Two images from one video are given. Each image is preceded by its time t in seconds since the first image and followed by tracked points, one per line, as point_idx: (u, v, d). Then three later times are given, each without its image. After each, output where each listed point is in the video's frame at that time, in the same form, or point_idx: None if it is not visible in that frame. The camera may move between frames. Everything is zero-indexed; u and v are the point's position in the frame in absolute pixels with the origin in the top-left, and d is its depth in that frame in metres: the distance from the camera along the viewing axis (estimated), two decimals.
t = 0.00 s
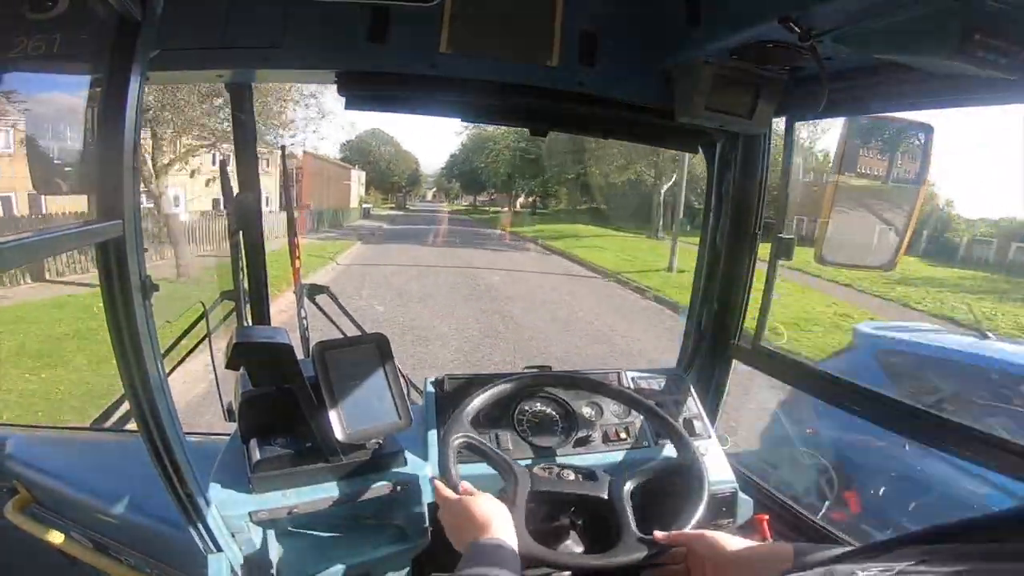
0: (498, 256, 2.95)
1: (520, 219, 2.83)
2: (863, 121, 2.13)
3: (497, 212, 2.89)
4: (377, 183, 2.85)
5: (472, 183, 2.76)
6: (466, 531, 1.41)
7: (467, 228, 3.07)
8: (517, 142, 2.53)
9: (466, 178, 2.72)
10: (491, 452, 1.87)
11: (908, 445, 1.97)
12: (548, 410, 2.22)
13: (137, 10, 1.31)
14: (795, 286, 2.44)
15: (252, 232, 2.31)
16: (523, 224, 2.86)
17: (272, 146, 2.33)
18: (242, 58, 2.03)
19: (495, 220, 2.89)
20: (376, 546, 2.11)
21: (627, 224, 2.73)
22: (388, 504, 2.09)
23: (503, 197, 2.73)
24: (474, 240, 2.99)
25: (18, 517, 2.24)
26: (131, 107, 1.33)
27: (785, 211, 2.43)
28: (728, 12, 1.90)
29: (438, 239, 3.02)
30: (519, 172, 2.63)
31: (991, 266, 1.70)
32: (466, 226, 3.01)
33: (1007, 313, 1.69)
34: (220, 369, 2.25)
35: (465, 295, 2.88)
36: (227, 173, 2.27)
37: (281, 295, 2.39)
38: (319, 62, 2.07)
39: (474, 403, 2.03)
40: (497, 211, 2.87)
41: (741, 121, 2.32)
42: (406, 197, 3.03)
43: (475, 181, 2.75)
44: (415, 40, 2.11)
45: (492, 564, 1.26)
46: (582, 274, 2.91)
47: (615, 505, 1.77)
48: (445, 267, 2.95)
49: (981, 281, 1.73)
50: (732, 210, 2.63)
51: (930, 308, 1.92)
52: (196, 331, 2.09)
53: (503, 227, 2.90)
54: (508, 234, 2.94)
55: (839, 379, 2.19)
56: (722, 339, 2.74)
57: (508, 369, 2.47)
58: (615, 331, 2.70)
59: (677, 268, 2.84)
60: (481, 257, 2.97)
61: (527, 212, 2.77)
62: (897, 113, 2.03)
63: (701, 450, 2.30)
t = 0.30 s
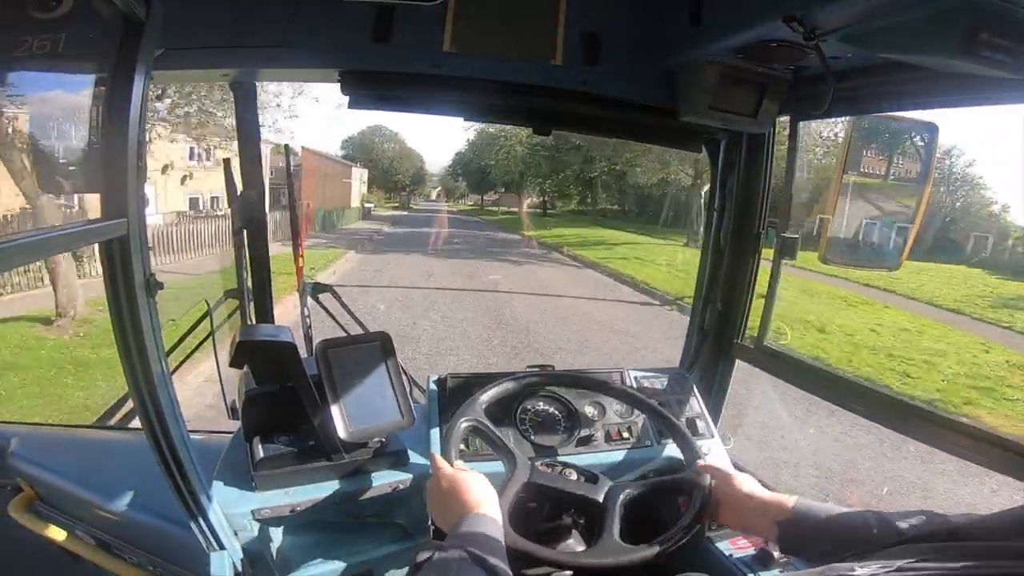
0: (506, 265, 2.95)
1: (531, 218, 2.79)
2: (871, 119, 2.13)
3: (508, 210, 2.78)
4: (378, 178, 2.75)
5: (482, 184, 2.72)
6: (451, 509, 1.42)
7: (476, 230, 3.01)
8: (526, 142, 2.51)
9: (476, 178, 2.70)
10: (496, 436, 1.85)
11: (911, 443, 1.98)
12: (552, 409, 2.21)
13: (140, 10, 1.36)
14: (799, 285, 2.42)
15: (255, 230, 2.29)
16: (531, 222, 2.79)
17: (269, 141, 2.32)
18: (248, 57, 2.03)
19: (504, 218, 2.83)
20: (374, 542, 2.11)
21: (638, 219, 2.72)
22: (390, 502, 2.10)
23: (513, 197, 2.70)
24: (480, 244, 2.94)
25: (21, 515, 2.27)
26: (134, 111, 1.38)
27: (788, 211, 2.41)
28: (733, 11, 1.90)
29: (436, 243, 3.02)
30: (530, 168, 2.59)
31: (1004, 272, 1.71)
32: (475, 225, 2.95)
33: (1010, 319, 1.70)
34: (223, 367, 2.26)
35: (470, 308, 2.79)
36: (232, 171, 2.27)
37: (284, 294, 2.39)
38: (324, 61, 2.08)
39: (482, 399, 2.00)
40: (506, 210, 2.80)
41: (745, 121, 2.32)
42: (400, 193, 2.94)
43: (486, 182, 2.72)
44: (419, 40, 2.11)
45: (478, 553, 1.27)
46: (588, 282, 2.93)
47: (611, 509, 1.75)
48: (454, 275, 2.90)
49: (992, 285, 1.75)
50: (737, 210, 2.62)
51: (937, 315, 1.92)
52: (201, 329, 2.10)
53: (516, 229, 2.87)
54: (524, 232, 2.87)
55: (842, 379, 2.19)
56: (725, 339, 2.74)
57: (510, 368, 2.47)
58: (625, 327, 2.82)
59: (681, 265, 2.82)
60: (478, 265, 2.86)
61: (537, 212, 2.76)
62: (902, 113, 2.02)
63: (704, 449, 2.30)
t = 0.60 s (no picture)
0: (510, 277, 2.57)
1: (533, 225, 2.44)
2: (876, 120, 2.13)
3: (508, 214, 2.45)
4: (382, 182, 2.45)
5: (486, 185, 2.44)
6: (451, 503, 1.42)
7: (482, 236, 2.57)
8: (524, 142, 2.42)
9: (480, 177, 2.44)
10: (499, 435, 1.84)
11: (916, 446, 1.97)
12: (556, 410, 2.20)
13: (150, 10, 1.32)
14: (803, 285, 2.42)
15: (260, 235, 2.32)
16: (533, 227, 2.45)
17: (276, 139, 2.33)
18: (253, 57, 2.03)
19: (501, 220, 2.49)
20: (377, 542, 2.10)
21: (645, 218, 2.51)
22: (392, 502, 2.10)
23: (515, 198, 2.39)
24: (498, 253, 2.56)
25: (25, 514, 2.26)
26: (144, 108, 1.36)
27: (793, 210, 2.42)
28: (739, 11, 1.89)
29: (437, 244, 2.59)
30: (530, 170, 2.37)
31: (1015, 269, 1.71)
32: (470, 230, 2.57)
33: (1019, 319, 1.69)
34: (228, 367, 2.27)
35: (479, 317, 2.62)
36: (236, 169, 2.27)
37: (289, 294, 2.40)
38: (329, 63, 2.08)
39: (486, 399, 1.98)
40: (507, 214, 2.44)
41: (751, 122, 2.31)
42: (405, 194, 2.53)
43: (489, 183, 2.43)
44: (422, 39, 2.12)
45: (482, 548, 1.28)
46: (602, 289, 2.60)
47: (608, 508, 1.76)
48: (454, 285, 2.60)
49: (1004, 283, 1.74)
50: (741, 212, 2.63)
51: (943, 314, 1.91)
52: (205, 328, 2.10)
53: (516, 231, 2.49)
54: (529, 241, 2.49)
55: (847, 381, 2.18)
56: (729, 341, 2.75)
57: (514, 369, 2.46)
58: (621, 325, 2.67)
59: (687, 265, 2.78)
60: (481, 270, 2.57)
61: (545, 215, 2.43)
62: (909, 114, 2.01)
63: (707, 451, 2.29)
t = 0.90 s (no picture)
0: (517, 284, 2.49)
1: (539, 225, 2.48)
2: (880, 121, 2.12)
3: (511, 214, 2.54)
4: (378, 180, 2.44)
5: (489, 184, 2.48)
6: (461, 507, 1.41)
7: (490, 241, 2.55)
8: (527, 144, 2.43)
9: (484, 177, 2.47)
10: (499, 438, 1.82)
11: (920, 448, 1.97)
12: (557, 411, 2.20)
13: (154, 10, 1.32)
14: (805, 286, 2.42)
15: (263, 233, 2.28)
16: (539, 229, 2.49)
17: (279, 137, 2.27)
18: (257, 57, 2.04)
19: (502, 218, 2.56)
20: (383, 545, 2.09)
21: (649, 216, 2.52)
22: (393, 502, 2.10)
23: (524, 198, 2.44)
24: (515, 265, 2.56)
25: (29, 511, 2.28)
26: (149, 105, 1.37)
27: (797, 210, 2.43)
28: (743, 11, 1.88)
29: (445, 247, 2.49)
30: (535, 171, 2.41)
31: None
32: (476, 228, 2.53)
33: None
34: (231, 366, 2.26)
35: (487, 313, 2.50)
36: (240, 169, 2.22)
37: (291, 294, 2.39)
38: (332, 63, 2.09)
39: (486, 400, 1.97)
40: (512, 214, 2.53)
41: (755, 122, 2.31)
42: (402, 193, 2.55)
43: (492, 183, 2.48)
44: (425, 39, 2.12)
45: (472, 555, 1.28)
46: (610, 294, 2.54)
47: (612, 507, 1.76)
48: (461, 294, 2.51)
49: (1007, 284, 1.74)
50: (744, 212, 2.62)
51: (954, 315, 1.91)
52: (208, 328, 2.09)
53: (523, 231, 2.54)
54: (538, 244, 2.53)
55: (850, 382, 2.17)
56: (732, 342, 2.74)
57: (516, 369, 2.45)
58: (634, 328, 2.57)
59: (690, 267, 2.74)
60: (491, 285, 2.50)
61: (553, 215, 2.43)
62: (914, 115, 2.00)
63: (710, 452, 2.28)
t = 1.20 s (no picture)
0: (518, 286, 2.45)
1: (543, 223, 2.40)
2: (881, 120, 2.12)
3: (515, 214, 2.43)
4: (374, 178, 2.32)
5: (490, 182, 2.36)
6: (456, 493, 1.42)
7: (491, 242, 2.46)
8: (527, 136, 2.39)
9: (485, 175, 2.35)
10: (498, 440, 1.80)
11: (920, 448, 1.96)
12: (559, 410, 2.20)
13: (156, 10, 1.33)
14: (806, 285, 2.42)
15: (265, 233, 2.31)
16: (542, 226, 2.41)
17: (280, 135, 2.29)
18: (258, 56, 2.04)
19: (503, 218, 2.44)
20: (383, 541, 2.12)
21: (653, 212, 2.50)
22: (394, 501, 2.10)
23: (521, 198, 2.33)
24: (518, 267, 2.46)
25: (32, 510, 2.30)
26: (150, 103, 1.37)
27: (797, 209, 2.43)
28: (744, 11, 1.88)
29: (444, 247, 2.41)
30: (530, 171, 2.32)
31: None
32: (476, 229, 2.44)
33: None
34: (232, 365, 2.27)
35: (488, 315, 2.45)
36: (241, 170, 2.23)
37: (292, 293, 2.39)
38: (333, 62, 2.09)
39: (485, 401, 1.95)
40: (515, 213, 2.42)
41: (757, 121, 2.30)
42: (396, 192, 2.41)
43: (493, 182, 2.35)
44: (426, 38, 2.12)
45: (479, 551, 1.24)
46: (612, 292, 2.49)
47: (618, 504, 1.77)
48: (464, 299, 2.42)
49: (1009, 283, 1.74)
50: (745, 211, 2.62)
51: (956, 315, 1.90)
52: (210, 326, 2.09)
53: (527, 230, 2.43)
54: (547, 251, 2.46)
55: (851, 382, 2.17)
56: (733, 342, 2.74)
57: (517, 368, 2.44)
58: (637, 326, 2.53)
59: (692, 266, 2.73)
60: (493, 286, 2.43)
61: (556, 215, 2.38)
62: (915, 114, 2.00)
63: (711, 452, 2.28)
